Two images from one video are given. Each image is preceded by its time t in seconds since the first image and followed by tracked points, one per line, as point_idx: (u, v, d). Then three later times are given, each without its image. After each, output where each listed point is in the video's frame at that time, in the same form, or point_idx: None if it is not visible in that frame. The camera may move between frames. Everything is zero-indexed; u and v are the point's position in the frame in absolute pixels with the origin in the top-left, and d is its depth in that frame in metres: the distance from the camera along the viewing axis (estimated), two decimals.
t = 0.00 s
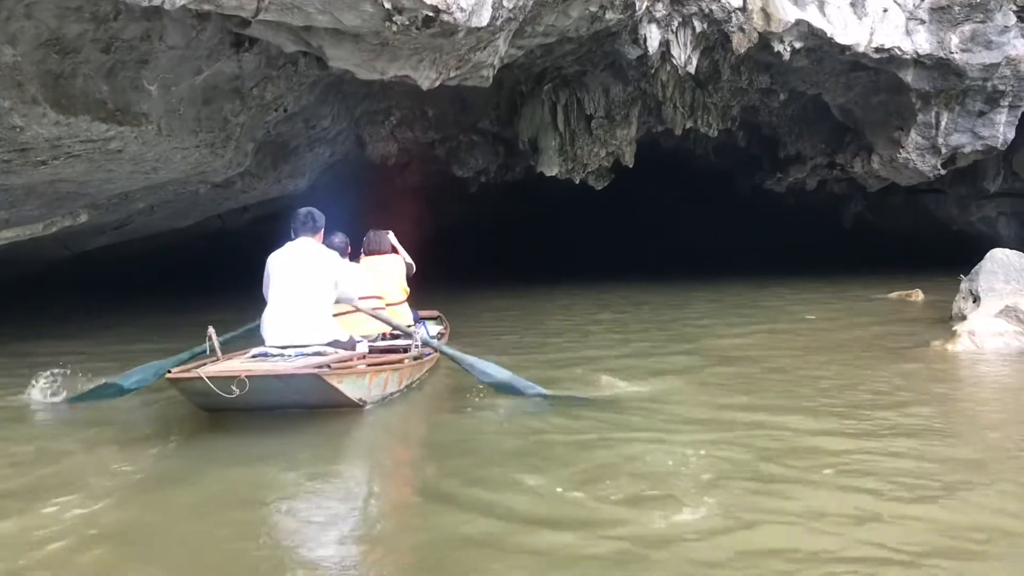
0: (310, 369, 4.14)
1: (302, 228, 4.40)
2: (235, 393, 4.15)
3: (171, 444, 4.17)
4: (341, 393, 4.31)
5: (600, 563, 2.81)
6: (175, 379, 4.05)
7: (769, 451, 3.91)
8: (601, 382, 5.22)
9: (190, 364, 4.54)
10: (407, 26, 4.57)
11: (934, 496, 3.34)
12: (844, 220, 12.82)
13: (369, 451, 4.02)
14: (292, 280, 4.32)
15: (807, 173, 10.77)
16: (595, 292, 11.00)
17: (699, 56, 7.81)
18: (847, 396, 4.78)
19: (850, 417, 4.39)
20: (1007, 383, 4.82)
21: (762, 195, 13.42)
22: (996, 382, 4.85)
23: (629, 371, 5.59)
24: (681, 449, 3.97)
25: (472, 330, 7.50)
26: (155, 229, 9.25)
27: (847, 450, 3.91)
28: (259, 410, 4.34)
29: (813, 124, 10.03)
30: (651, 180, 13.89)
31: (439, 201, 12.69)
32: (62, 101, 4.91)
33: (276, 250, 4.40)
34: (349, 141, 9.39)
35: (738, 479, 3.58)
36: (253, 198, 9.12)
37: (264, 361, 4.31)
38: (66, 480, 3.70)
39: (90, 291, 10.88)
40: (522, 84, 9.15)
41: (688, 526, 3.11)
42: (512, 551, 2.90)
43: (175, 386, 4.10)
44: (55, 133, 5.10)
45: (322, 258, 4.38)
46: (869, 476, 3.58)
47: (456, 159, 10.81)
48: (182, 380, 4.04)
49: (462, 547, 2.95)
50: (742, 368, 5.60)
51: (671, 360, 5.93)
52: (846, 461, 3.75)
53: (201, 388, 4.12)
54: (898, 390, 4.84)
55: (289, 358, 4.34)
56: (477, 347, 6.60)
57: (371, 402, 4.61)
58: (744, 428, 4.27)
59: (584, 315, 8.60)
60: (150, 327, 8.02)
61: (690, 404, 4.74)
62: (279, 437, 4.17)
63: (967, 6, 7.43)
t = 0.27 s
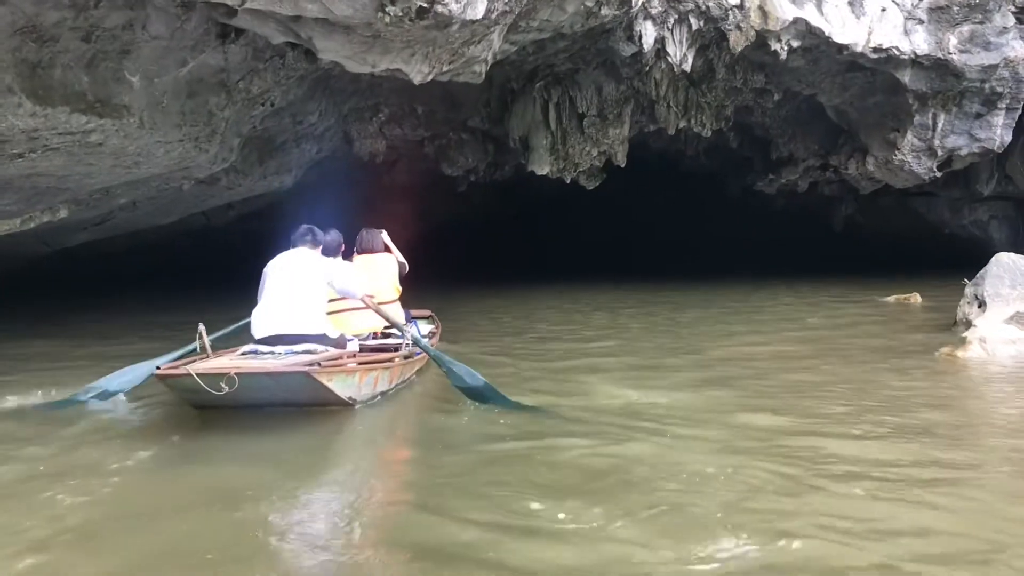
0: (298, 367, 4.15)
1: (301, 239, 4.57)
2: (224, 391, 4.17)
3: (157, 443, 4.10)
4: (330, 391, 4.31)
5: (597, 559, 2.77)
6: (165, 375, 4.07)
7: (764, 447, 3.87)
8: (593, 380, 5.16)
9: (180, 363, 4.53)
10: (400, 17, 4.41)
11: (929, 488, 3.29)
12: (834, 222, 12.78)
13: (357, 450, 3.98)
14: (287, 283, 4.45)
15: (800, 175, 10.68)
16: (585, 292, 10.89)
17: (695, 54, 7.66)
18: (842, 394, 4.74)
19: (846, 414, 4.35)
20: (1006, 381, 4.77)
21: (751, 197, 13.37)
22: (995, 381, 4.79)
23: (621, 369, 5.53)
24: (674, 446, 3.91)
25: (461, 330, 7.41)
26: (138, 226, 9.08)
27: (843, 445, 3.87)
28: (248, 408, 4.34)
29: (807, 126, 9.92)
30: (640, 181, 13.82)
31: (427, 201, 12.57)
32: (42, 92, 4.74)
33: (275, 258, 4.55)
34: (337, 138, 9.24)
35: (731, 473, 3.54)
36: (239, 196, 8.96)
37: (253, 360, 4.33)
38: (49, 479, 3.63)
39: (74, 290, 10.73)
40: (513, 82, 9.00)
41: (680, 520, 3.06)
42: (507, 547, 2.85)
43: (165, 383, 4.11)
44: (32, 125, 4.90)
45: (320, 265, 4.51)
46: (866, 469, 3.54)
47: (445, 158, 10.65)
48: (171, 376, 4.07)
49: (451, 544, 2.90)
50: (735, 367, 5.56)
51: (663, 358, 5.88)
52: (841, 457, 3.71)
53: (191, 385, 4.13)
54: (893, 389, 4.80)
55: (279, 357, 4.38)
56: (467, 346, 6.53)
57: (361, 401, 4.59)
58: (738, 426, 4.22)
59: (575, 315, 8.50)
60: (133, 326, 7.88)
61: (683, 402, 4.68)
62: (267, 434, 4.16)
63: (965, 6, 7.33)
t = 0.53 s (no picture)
0: (290, 372, 3.98)
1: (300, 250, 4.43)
2: (216, 396, 4.01)
3: (143, 449, 3.93)
4: (323, 396, 4.14)
5: None
6: (155, 379, 3.91)
7: (774, 455, 3.73)
8: (593, 386, 5.01)
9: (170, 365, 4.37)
10: (393, 13, 4.25)
11: (951, 502, 3.15)
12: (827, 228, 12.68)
13: (349, 454, 3.83)
14: (284, 290, 4.30)
15: (794, 181, 10.57)
16: (577, 298, 10.75)
17: (691, 57, 7.51)
18: (849, 401, 4.61)
19: (855, 422, 4.22)
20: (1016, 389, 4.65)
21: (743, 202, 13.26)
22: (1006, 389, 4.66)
23: (621, 376, 5.37)
24: (683, 456, 3.76)
25: (454, 335, 7.25)
26: (121, 229, 8.87)
27: (855, 454, 3.74)
28: (239, 413, 4.18)
29: (802, 131, 9.81)
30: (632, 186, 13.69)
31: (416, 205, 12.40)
32: (19, 88, 4.55)
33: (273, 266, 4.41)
34: (325, 139, 9.07)
35: (743, 485, 3.39)
36: (225, 198, 8.77)
37: (245, 364, 4.17)
38: (29, 487, 3.47)
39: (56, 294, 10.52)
40: (505, 84, 8.84)
41: (693, 538, 2.92)
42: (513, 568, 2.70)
43: (155, 387, 3.95)
44: (9, 123, 4.71)
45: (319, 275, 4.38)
46: (881, 479, 3.41)
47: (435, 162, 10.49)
48: (162, 380, 3.90)
49: (451, 562, 2.74)
50: (737, 373, 5.42)
51: (662, 365, 5.75)
52: (857, 468, 3.56)
53: (180, 389, 3.97)
54: (900, 396, 4.67)
55: (272, 361, 4.22)
56: (460, 351, 6.38)
57: (354, 406, 4.43)
58: (747, 434, 4.07)
59: (568, 321, 8.35)
60: (117, 330, 7.68)
61: (688, 409, 4.53)
62: (256, 438, 4.00)
63: (966, 10, 7.22)
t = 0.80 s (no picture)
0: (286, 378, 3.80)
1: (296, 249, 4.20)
2: (210, 401, 3.83)
3: (133, 456, 3.76)
4: (317, 403, 3.96)
5: None
6: (150, 385, 3.75)
7: (792, 466, 3.58)
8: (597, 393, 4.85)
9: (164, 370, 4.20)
10: (389, 7, 4.08)
11: (984, 516, 3.00)
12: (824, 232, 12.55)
13: (349, 459, 3.66)
14: (279, 295, 4.09)
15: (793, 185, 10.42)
16: (571, 303, 10.58)
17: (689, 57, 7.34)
18: (863, 409, 4.46)
19: (873, 431, 4.07)
20: None
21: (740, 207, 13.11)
22: None
23: (626, 382, 5.21)
24: (698, 466, 3.60)
25: (449, 341, 7.08)
26: (106, 233, 8.66)
27: (877, 464, 3.59)
28: (234, 419, 4.01)
29: (800, 134, 9.68)
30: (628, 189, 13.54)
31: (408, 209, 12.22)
32: None
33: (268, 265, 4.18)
34: (316, 141, 8.88)
35: (764, 496, 3.24)
36: (213, 201, 8.57)
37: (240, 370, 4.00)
38: (12, 496, 3.29)
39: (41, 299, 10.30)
40: (500, 86, 8.67)
41: (717, 552, 2.76)
42: None
43: (149, 393, 3.79)
44: None
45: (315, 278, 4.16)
46: (907, 491, 3.26)
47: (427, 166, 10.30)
48: (157, 386, 3.74)
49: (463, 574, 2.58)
50: (745, 380, 5.27)
51: (667, 371, 5.59)
52: (881, 479, 3.41)
53: (174, 395, 3.80)
54: (915, 404, 4.53)
55: (267, 367, 4.04)
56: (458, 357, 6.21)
57: (351, 411, 4.26)
58: (763, 443, 3.91)
59: (565, 326, 8.18)
60: (102, 337, 7.47)
61: (698, 416, 4.37)
62: (251, 444, 3.83)
63: (970, 10, 7.07)
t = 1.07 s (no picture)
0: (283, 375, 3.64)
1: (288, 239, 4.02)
2: (208, 400, 3.65)
3: (126, 458, 3.57)
4: (314, 401, 3.79)
5: None
6: (147, 384, 3.56)
7: (813, 465, 3.43)
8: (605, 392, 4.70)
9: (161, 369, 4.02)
10: None
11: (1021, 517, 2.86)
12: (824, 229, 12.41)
13: (352, 459, 3.51)
14: (272, 287, 3.92)
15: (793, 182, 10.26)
16: (569, 302, 10.41)
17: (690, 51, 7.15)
18: (881, 407, 4.31)
19: (893, 429, 3.93)
20: None
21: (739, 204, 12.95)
22: None
23: (635, 381, 5.05)
24: (720, 467, 3.44)
25: (447, 340, 6.92)
26: (93, 233, 8.44)
27: (901, 463, 3.44)
28: (232, 419, 3.84)
29: (800, 129, 9.52)
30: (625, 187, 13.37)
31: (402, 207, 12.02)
32: None
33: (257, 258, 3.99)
34: (308, 138, 8.69)
35: (793, 498, 3.07)
36: (203, 200, 8.37)
37: (239, 369, 3.84)
38: None
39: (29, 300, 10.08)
40: (496, 82, 8.48)
41: (751, 558, 2.59)
42: None
43: (147, 392, 3.62)
44: None
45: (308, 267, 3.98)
46: (937, 491, 3.12)
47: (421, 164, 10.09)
48: (154, 385, 3.56)
49: None
50: (755, 378, 5.12)
51: (674, 368, 5.44)
52: (914, 480, 3.25)
53: (172, 394, 3.62)
54: (933, 402, 4.39)
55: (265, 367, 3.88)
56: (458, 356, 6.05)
57: (349, 411, 4.09)
58: (780, 442, 3.77)
59: (565, 325, 8.02)
60: (90, 340, 7.26)
61: (714, 415, 4.21)
62: (250, 443, 3.67)
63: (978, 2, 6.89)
